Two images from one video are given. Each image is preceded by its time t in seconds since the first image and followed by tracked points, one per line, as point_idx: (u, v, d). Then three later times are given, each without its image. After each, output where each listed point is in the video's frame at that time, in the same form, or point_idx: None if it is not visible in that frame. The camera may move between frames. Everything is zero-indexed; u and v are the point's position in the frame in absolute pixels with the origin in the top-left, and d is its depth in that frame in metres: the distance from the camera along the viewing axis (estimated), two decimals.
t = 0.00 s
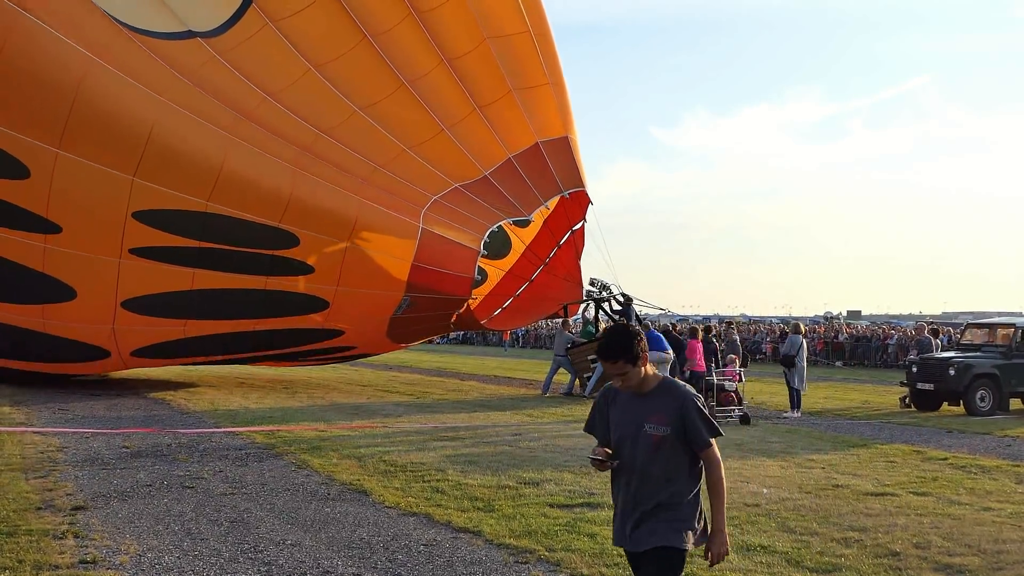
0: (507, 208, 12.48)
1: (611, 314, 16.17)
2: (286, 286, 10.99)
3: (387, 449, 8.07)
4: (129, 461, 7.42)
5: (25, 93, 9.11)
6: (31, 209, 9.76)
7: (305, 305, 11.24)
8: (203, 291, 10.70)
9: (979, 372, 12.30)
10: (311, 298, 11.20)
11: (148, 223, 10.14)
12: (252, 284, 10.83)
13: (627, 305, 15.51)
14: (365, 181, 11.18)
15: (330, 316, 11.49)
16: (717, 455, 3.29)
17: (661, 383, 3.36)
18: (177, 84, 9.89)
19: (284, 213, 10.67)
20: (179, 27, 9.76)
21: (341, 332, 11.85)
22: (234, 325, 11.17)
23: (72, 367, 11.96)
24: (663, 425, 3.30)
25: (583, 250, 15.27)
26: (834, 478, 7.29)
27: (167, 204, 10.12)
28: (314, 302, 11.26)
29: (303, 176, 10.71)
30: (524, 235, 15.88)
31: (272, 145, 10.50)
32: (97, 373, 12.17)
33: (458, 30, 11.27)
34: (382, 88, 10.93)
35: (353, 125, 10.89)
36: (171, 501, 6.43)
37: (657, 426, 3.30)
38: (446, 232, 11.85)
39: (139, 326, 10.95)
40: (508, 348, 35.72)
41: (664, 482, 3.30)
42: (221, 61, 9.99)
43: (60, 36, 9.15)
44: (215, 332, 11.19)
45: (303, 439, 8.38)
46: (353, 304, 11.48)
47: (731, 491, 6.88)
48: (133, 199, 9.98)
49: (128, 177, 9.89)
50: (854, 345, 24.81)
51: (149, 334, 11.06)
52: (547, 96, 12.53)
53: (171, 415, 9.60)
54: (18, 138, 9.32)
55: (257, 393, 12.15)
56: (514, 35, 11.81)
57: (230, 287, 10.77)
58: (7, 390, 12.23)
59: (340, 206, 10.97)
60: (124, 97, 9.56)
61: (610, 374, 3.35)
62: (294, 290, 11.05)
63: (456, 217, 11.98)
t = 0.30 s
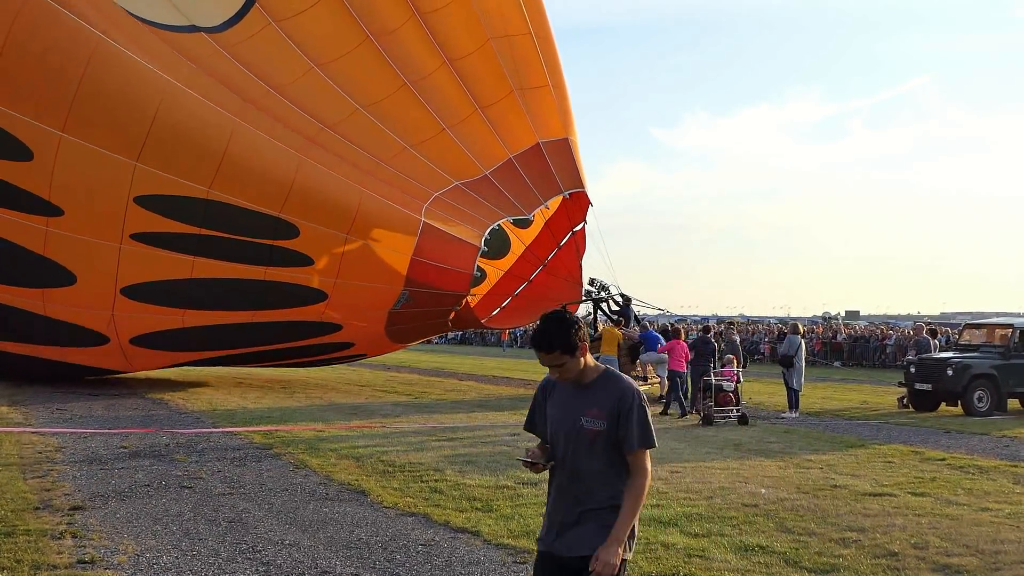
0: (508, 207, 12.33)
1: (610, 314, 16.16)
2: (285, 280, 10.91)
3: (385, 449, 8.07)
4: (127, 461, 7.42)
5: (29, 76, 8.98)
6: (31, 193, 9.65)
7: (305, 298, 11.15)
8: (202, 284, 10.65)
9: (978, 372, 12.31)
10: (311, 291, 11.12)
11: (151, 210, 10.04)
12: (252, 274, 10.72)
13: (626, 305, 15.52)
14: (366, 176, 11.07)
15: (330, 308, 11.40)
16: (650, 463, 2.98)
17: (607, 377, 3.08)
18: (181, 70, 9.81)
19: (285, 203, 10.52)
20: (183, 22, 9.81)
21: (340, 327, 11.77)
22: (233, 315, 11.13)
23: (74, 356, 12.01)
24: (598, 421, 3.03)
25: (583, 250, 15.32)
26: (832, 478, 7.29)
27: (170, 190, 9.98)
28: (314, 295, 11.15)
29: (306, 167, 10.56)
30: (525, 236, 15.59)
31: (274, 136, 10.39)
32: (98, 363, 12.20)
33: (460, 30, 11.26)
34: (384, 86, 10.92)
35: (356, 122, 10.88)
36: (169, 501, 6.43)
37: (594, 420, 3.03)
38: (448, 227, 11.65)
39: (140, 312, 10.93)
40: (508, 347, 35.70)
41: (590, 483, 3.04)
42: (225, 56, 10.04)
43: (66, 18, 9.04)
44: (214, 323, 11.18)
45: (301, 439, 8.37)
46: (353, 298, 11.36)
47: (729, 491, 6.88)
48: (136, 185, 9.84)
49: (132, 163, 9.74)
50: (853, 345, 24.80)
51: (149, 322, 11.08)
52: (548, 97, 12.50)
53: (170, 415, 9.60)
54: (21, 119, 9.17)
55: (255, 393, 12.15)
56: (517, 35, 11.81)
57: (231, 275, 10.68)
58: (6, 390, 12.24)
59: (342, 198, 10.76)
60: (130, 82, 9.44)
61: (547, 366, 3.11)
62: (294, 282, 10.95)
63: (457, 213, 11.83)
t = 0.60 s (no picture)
0: (511, 206, 12.05)
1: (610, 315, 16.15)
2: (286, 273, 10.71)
3: (386, 450, 8.06)
4: (127, 462, 7.41)
5: (40, 55, 8.66)
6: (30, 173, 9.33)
7: (305, 290, 10.95)
8: (201, 275, 10.49)
9: (978, 372, 12.31)
10: (312, 284, 10.90)
11: (155, 197, 9.77)
12: (252, 265, 10.51)
13: (626, 305, 15.52)
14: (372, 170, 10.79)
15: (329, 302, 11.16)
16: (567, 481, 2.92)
17: (530, 391, 2.99)
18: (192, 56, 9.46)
19: (287, 195, 10.24)
20: (189, 13, 9.49)
21: (340, 323, 11.54)
22: (232, 304, 10.95)
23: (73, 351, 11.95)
24: (520, 438, 2.96)
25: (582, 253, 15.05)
26: (832, 478, 7.28)
27: (175, 178, 9.71)
28: (314, 288, 10.95)
29: (311, 158, 10.25)
30: (524, 238, 15.30)
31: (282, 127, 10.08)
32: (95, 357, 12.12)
33: (464, 30, 11.21)
34: (389, 84, 10.77)
35: (363, 118, 10.68)
36: (169, 503, 6.42)
37: (517, 436, 2.96)
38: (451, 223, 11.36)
39: (140, 298, 10.75)
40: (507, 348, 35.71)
41: (513, 500, 2.99)
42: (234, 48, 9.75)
43: None
44: (214, 313, 11.03)
45: (301, 440, 8.36)
46: (355, 292, 11.10)
47: (729, 491, 6.88)
48: (141, 171, 9.56)
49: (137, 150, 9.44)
50: (853, 345, 24.80)
51: (149, 309, 10.92)
52: (549, 98, 12.48)
53: (170, 416, 9.60)
54: (24, 100, 8.83)
55: (256, 394, 12.15)
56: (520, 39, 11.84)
57: (232, 265, 10.46)
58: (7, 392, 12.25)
59: (347, 192, 10.51)
60: (138, 66, 9.12)
61: (462, 377, 3.00)
62: (294, 274, 10.73)
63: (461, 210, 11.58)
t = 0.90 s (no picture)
0: (513, 204, 11.89)
1: (609, 315, 16.13)
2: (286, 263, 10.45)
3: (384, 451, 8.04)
4: (126, 463, 7.41)
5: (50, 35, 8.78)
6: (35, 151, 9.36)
7: (304, 282, 10.66)
8: (201, 263, 10.32)
9: (977, 372, 12.30)
10: (313, 275, 10.59)
11: (157, 181, 9.68)
12: (253, 253, 10.31)
13: (625, 306, 15.51)
14: (376, 162, 10.58)
15: (329, 295, 10.79)
16: (482, 470, 2.77)
17: (433, 379, 2.83)
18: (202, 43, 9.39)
19: (289, 183, 10.03)
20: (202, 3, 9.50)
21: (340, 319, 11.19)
22: (232, 293, 10.71)
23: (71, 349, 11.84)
24: (420, 430, 2.78)
25: (582, 253, 15.33)
26: (831, 479, 7.27)
27: (178, 164, 9.62)
28: (314, 279, 10.62)
29: (315, 146, 10.07)
30: (524, 241, 15.39)
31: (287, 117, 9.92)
32: (91, 355, 11.96)
33: (470, 29, 11.26)
34: (395, 80, 10.71)
35: (369, 113, 10.59)
36: (168, 503, 6.42)
37: (414, 429, 2.78)
38: (452, 218, 11.09)
39: (142, 284, 10.58)
40: (506, 349, 35.62)
41: (414, 500, 2.79)
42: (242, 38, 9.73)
43: None
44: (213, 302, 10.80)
45: (299, 441, 8.35)
46: (355, 287, 10.72)
47: (728, 492, 6.88)
48: (144, 156, 9.48)
49: (140, 133, 9.38)
50: (852, 346, 24.77)
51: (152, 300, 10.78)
52: (552, 99, 12.55)
53: (169, 416, 9.59)
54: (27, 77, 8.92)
55: (254, 395, 12.13)
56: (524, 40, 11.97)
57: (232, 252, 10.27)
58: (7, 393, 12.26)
59: (350, 184, 10.30)
60: (140, 47, 9.07)
61: (355, 367, 2.82)
62: (293, 264, 10.47)
63: (463, 205, 11.36)
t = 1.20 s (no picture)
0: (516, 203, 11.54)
1: (608, 316, 16.13)
2: (288, 252, 10.01)
3: (383, 451, 8.04)
4: (125, 463, 7.40)
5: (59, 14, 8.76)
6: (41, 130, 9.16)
7: (306, 274, 10.21)
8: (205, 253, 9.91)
9: (975, 373, 12.30)
10: (317, 266, 10.17)
11: (162, 163, 9.39)
12: (257, 242, 9.86)
13: (624, 307, 15.51)
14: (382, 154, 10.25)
15: (330, 286, 10.37)
16: (384, 508, 2.60)
17: (332, 411, 2.64)
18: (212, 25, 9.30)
19: (293, 171, 9.72)
20: None
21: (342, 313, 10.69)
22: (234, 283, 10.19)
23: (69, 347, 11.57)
24: (311, 467, 2.61)
25: (583, 257, 15.38)
26: (830, 479, 7.28)
27: (183, 147, 9.33)
28: (317, 271, 10.19)
29: (321, 134, 9.79)
30: (524, 242, 15.09)
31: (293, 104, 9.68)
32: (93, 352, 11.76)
33: (476, 32, 11.30)
34: (400, 79, 10.61)
35: (375, 107, 10.40)
36: (167, 504, 6.42)
37: (306, 465, 2.61)
38: (455, 212, 10.67)
39: (144, 269, 10.13)
40: (504, 351, 35.63)
41: (305, 542, 2.64)
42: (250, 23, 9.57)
43: None
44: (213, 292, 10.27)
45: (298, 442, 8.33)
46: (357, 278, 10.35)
47: (727, 492, 6.89)
48: (149, 137, 9.24)
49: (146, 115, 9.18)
50: (850, 347, 24.75)
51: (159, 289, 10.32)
52: (553, 104, 12.59)
53: (167, 417, 9.58)
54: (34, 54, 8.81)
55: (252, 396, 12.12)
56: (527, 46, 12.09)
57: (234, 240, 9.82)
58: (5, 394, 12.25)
59: (355, 174, 10.00)
60: (147, 27, 9.01)
61: (246, 395, 2.66)
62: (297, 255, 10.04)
63: (468, 201, 11.01)
